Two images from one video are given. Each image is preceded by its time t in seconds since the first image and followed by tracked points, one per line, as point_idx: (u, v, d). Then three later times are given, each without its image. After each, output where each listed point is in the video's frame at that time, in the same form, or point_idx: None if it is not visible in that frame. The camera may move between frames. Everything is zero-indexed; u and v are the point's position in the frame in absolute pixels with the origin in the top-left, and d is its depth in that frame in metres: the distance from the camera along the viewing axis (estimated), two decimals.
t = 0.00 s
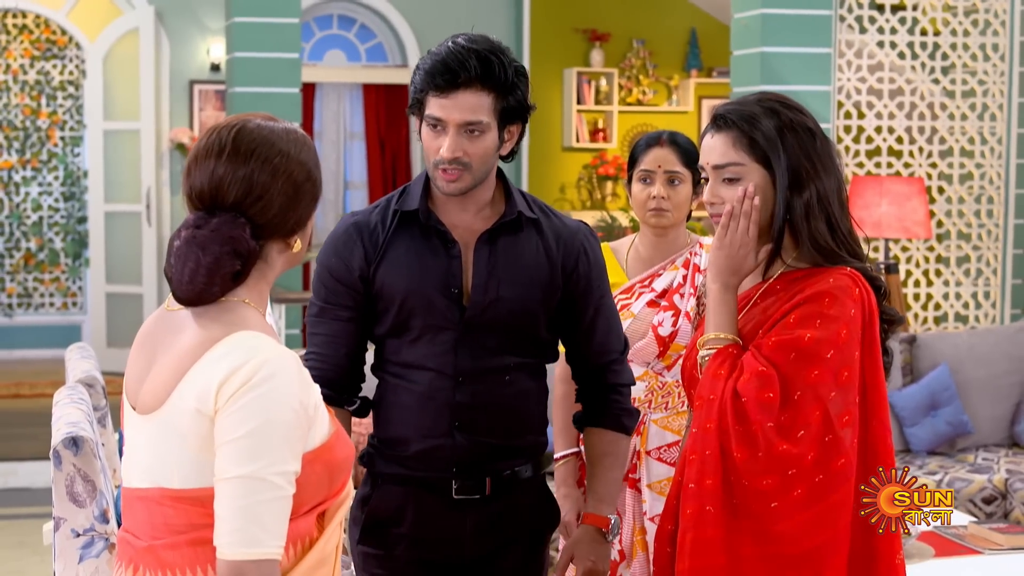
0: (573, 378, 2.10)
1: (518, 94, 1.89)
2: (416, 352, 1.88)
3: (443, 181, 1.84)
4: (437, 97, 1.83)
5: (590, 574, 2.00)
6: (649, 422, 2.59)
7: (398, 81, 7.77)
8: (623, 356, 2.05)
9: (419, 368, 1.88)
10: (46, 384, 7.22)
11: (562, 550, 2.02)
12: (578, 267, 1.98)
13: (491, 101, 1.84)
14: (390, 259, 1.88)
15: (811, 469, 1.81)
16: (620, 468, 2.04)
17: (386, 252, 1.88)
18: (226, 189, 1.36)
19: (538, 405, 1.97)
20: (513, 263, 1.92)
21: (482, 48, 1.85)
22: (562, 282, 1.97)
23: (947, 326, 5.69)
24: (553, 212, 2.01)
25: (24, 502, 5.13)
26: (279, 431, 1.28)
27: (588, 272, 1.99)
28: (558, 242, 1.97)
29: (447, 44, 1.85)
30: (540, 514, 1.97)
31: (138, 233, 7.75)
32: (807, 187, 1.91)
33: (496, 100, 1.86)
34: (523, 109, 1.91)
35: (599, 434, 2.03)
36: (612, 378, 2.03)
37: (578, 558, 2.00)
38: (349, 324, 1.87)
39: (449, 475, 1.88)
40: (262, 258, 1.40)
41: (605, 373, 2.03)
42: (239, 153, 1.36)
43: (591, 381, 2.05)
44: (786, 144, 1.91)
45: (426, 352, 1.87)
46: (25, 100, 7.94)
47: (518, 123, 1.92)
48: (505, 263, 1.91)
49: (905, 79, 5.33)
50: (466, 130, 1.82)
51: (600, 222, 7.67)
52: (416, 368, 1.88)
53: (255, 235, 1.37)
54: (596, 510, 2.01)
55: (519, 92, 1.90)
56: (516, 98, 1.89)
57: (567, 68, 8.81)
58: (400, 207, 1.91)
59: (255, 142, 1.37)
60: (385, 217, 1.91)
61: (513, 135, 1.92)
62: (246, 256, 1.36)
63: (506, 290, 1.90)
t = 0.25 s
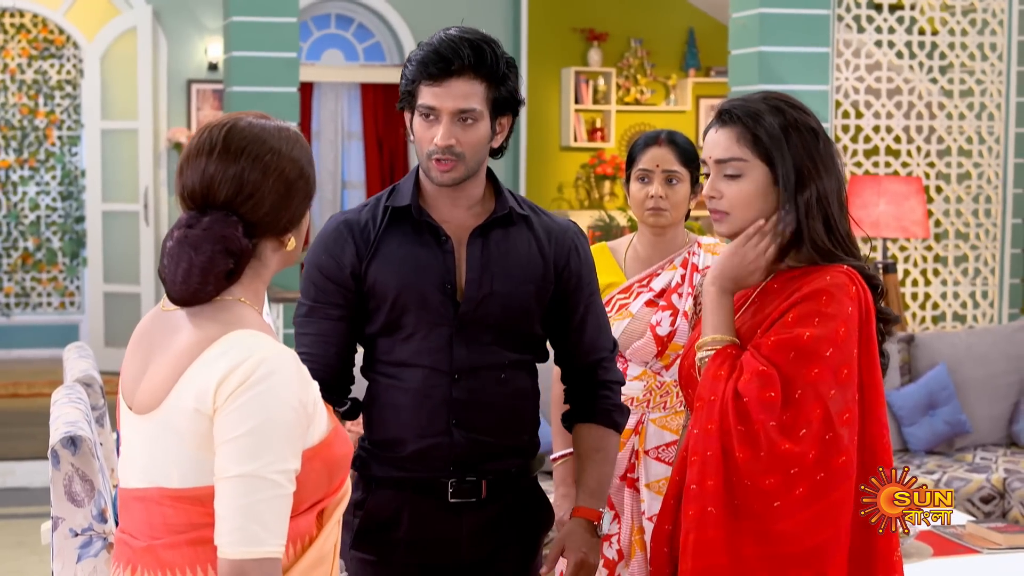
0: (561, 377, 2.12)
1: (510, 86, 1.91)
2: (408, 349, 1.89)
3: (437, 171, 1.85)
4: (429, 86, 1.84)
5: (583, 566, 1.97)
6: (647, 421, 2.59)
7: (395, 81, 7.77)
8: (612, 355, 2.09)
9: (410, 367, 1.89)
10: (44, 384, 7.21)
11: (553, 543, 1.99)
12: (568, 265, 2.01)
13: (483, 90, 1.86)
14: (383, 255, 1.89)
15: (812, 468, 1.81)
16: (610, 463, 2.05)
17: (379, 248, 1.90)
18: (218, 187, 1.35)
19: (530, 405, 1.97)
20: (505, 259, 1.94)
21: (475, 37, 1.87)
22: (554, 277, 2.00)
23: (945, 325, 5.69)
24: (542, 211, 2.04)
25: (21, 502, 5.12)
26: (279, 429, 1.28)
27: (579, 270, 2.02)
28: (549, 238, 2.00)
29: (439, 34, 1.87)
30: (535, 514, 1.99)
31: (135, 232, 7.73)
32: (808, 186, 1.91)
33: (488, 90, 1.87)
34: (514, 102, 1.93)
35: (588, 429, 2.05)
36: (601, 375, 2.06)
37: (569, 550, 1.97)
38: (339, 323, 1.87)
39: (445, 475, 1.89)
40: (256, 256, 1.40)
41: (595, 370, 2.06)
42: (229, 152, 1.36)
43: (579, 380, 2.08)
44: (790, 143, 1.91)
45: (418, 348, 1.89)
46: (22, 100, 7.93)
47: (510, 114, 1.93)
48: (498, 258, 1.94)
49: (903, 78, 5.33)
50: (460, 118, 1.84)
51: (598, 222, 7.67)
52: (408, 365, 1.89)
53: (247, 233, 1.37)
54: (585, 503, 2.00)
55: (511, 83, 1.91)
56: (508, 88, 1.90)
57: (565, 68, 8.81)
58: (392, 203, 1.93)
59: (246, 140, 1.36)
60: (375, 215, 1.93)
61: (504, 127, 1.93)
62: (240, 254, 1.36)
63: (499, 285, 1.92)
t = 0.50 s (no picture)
0: (557, 377, 2.12)
1: (505, 81, 1.92)
2: (406, 350, 1.90)
3: (433, 165, 1.85)
4: (425, 78, 1.85)
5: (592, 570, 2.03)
6: (649, 421, 2.59)
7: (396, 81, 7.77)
8: (607, 353, 2.09)
9: (408, 367, 1.89)
10: (45, 383, 7.21)
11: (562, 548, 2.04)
12: (564, 264, 2.02)
13: (478, 83, 1.87)
14: (377, 256, 1.90)
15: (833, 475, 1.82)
16: (611, 463, 2.06)
17: (373, 249, 1.90)
18: (203, 182, 1.36)
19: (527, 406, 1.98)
20: (503, 257, 1.95)
21: (473, 30, 1.88)
22: (550, 276, 2.00)
23: (946, 325, 5.69)
24: (536, 209, 2.04)
25: (23, 501, 5.13)
26: (279, 429, 1.28)
27: (575, 269, 2.03)
28: (546, 237, 2.01)
29: (436, 28, 1.88)
30: (535, 515, 2.00)
31: (136, 232, 7.73)
32: (807, 187, 1.92)
33: (484, 83, 1.88)
34: (508, 98, 1.93)
35: (588, 430, 2.05)
36: (598, 374, 2.06)
37: (579, 556, 2.02)
38: (329, 326, 1.88)
39: (446, 476, 1.90)
40: (248, 254, 1.40)
41: (592, 369, 2.06)
42: (216, 147, 1.36)
43: (576, 380, 2.08)
44: (792, 143, 1.92)
45: (417, 349, 1.89)
46: (23, 99, 7.93)
47: (505, 110, 1.93)
48: (495, 257, 1.95)
49: (904, 78, 5.33)
50: (457, 110, 1.84)
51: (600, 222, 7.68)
52: (407, 367, 1.90)
53: (232, 229, 1.37)
54: (591, 507, 2.04)
55: (507, 79, 1.92)
56: (503, 84, 1.91)
57: (566, 68, 8.81)
58: (386, 204, 1.93)
59: (231, 137, 1.36)
60: (368, 215, 1.93)
61: (499, 123, 1.93)
62: (226, 249, 1.35)
63: (498, 284, 1.93)
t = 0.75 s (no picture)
0: (557, 375, 2.12)
1: (501, 84, 1.92)
2: (405, 353, 1.90)
3: (431, 170, 1.85)
4: (422, 84, 1.85)
5: (599, 571, 2.05)
6: (652, 421, 2.59)
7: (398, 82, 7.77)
8: (607, 351, 2.09)
9: (409, 370, 1.90)
10: (47, 383, 7.22)
11: (569, 549, 2.05)
12: (563, 263, 2.02)
13: (474, 88, 1.87)
14: (373, 260, 1.91)
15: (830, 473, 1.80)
16: (613, 462, 2.07)
17: (369, 253, 1.91)
18: (187, 178, 1.37)
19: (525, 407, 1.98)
20: (501, 257, 1.95)
21: (469, 35, 1.88)
22: (549, 276, 2.01)
23: (949, 325, 5.69)
24: (534, 209, 2.05)
25: (25, 502, 5.13)
26: (279, 428, 1.28)
27: (573, 268, 2.03)
28: (543, 236, 2.01)
29: (432, 32, 1.88)
30: (535, 515, 2.01)
31: (139, 232, 7.73)
32: (806, 188, 1.91)
33: (480, 87, 1.88)
34: (504, 100, 1.94)
35: (589, 430, 2.06)
36: (599, 373, 2.06)
37: (586, 557, 2.04)
38: (327, 326, 1.89)
39: (447, 477, 1.91)
40: (240, 253, 1.40)
41: (592, 367, 2.06)
42: (198, 143, 1.37)
43: (576, 378, 2.08)
44: (793, 143, 1.91)
45: (416, 352, 1.90)
46: (26, 100, 7.94)
47: (501, 113, 1.94)
48: (493, 257, 1.95)
49: (907, 78, 5.32)
50: (455, 116, 1.85)
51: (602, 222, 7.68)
52: (407, 369, 1.90)
53: (212, 225, 1.37)
54: (595, 507, 2.05)
55: (502, 83, 1.93)
56: (499, 87, 1.92)
57: (568, 68, 8.81)
58: (382, 208, 1.94)
59: (217, 133, 1.36)
60: (364, 219, 1.94)
61: (495, 126, 1.94)
62: (203, 244, 1.35)
63: (496, 285, 1.94)
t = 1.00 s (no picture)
0: (558, 374, 2.12)
1: (501, 87, 1.92)
2: (408, 356, 1.89)
3: (432, 176, 1.86)
4: (421, 90, 1.85)
5: (596, 567, 2.04)
6: (655, 420, 2.60)
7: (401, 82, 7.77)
8: (608, 349, 2.09)
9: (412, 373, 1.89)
10: (50, 383, 7.22)
11: (567, 544, 2.04)
12: (563, 262, 2.02)
13: (474, 92, 1.87)
14: (375, 262, 1.92)
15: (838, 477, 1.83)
16: (613, 460, 2.07)
17: (371, 254, 1.92)
18: (189, 178, 1.38)
19: (527, 406, 1.98)
20: (501, 259, 1.95)
21: (468, 40, 1.88)
22: (549, 276, 2.01)
23: (952, 325, 5.68)
24: (533, 208, 2.05)
25: (28, 501, 5.13)
26: (281, 428, 1.29)
27: (573, 267, 2.03)
28: (544, 236, 2.01)
29: (433, 34, 1.89)
30: (536, 515, 2.01)
31: (142, 231, 7.74)
32: (805, 188, 1.91)
33: (479, 92, 1.88)
34: (504, 103, 1.94)
35: (589, 427, 2.06)
36: (599, 371, 2.06)
37: (584, 552, 2.03)
38: (328, 325, 1.90)
39: (450, 478, 1.91)
40: (241, 251, 1.40)
41: (592, 365, 2.07)
42: (199, 143, 1.38)
43: (577, 375, 2.08)
44: (794, 142, 1.91)
45: (419, 355, 1.89)
46: (29, 100, 7.95)
47: (501, 116, 1.94)
48: (493, 259, 1.95)
49: (910, 78, 5.32)
50: (455, 121, 1.85)
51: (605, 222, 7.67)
52: (409, 371, 1.89)
53: (213, 224, 1.37)
54: (595, 504, 2.04)
55: (503, 86, 1.93)
56: (499, 91, 1.92)
57: (571, 68, 8.81)
58: (382, 210, 1.93)
59: (219, 132, 1.37)
60: (365, 221, 1.94)
61: (495, 129, 1.94)
62: (203, 243, 1.36)
63: (497, 286, 1.94)
